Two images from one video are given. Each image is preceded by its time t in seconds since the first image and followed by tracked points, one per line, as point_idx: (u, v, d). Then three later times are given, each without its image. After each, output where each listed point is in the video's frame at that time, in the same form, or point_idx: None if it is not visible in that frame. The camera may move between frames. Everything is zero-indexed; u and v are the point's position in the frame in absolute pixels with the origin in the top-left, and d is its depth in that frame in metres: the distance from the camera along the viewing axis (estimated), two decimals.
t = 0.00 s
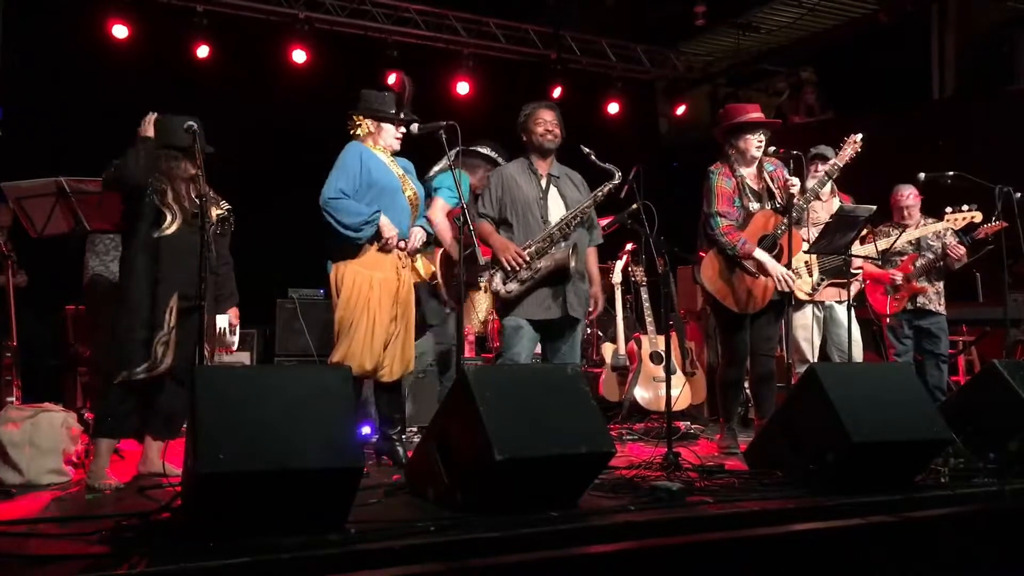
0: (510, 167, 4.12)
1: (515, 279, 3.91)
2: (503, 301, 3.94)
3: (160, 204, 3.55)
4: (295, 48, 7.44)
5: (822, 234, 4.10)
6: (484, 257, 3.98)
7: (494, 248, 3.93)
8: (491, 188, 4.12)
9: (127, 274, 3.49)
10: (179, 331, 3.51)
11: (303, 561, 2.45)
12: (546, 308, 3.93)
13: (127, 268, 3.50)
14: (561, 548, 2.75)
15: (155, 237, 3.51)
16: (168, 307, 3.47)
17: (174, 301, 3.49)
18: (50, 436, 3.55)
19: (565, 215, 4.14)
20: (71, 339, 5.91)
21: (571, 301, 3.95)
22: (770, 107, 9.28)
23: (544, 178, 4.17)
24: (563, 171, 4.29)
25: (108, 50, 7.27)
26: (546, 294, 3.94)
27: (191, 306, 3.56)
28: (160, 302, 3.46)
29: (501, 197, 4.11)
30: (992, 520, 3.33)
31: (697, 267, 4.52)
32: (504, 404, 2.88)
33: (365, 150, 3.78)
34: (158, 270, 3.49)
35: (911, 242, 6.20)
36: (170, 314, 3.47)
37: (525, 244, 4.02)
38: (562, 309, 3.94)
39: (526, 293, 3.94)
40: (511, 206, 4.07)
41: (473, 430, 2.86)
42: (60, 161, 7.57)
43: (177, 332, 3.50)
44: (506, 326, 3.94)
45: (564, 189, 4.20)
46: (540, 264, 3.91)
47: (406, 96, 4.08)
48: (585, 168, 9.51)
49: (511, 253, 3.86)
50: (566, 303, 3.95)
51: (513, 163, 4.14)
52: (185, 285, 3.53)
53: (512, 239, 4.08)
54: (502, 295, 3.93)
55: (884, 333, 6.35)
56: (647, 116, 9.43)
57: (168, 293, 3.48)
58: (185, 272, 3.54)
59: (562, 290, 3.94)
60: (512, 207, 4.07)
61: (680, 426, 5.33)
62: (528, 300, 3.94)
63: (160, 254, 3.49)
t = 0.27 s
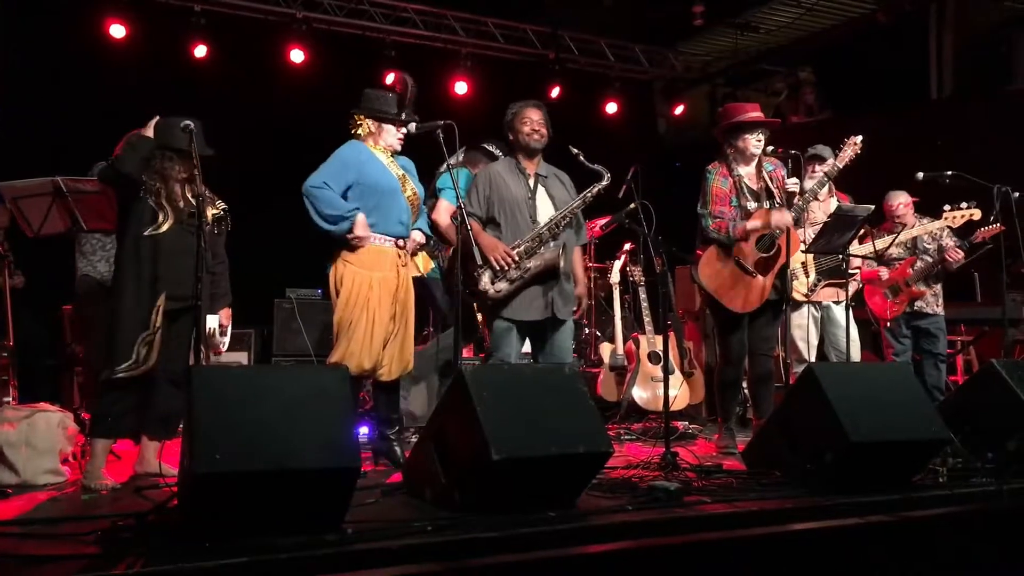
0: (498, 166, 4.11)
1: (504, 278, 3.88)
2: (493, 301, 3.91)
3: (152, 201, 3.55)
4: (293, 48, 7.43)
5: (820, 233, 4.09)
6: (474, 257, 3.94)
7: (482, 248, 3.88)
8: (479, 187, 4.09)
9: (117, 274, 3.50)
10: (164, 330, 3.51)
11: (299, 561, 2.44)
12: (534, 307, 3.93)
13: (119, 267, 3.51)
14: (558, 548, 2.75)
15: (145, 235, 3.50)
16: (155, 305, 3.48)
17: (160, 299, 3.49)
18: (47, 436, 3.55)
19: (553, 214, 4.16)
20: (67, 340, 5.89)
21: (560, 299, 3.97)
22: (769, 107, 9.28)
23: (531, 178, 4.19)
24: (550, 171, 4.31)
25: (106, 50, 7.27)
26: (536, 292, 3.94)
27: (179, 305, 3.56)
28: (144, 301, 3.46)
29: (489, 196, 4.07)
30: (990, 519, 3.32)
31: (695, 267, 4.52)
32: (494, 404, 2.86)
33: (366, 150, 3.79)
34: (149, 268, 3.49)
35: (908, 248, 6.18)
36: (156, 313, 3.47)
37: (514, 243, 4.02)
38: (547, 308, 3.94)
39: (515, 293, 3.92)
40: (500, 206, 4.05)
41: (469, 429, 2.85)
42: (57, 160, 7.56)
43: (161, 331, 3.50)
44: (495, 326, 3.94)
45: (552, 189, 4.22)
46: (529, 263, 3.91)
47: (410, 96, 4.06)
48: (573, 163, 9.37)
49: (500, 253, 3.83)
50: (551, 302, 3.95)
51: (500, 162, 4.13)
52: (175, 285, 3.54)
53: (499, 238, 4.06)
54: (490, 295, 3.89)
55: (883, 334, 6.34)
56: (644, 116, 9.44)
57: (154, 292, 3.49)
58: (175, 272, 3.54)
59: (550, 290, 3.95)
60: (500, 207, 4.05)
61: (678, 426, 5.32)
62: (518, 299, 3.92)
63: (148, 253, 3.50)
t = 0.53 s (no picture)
0: (494, 166, 4.11)
1: (500, 279, 3.88)
2: (489, 302, 3.91)
3: (146, 199, 3.55)
4: (289, 47, 7.41)
5: (815, 233, 4.09)
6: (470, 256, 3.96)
7: (478, 248, 3.91)
8: (476, 187, 4.08)
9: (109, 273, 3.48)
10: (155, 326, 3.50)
11: (293, 562, 2.44)
12: (529, 308, 3.92)
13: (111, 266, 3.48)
14: (553, 548, 2.74)
15: (136, 234, 3.49)
16: (145, 304, 3.46)
17: (150, 297, 3.48)
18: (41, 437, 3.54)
19: (549, 214, 4.16)
20: (62, 341, 5.88)
21: (555, 300, 3.96)
22: (765, 107, 9.29)
23: (528, 178, 4.18)
24: (547, 171, 4.30)
25: (101, 49, 7.24)
26: (530, 292, 3.93)
27: (173, 303, 3.55)
28: (135, 299, 3.44)
29: (485, 197, 4.07)
30: (985, 520, 3.32)
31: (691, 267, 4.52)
32: (489, 404, 2.86)
33: (364, 150, 3.78)
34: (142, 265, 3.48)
35: (901, 251, 6.15)
36: (149, 309, 3.46)
37: (509, 243, 4.02)
38: (543, 309, 3.93)
39: (509, 293, 3.92)
40: (495, 206, 4.05)
41: (465, 430, 2.85)
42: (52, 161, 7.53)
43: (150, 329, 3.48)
44: (492, 327, 3.95)
45: (548, 189, 4.21)
46: (523, 263, 3.91)
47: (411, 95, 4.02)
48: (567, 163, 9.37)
49: (495, 254, 3.85)
50: (546, 303, 3.94)
51: (496, 162, 4.13)
52: (168, 283, 3.53)
53: (496, 238, 4.06)
54: (486, 295, 3.89)
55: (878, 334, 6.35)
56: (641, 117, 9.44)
57: (148, 289, 3.48)
58: (167, 271, 3.53)
59: (546, 290, 3.95)
60: (496, 208, 4.05)
61: (674, 426, 5.33)
62: (513, 299, 3.92)
63: (140, 252, 3.48)
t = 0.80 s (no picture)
0: (497, 166, 4.10)
1: (504, 282, 3.89)
2: (491, 303, 3.92)
3: (139, 198, 3.53)
4: (282, 47, 7.40)
5: (808, 233, 4.10)
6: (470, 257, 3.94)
7: (482, 249, 3.86)
8: (479, 187, 4.09)
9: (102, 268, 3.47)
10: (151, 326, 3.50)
11: (286, 562, 2.43)
12: (533, 309, 3.94)
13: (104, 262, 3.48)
14: (545, 548, 2.74)
15: (129, 233, 3.47)
16: (139, 303, 3.45)
17: (144, 297, 3.47)
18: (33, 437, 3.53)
19: (552, 216, 4.14)
20: (55, 340, 5.87)
21: (558, 301, 3.97)
22: (758, 107, 9.31)
23: (531, 178, 4.17)
24: (551, 170, 4.27)
25: (94, 48, 7.23)
26: (535, 292, 3.95)
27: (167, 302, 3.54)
28: (130, 299, 3.43)
29: (489, 198, 4.07)
30: (978, 519, 3.33)
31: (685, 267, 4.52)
32: (487, 406, 2.86)
33: (357, 156, 3.78)
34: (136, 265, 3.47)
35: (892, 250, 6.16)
36: (144, 309, 3.46)
37: (512, 245, 4.02)
38: (547, 309, 3.95)
39: (514, 295, 3.92)
40: (499, 206, 4.05)
41: (461, 431, 2.84)
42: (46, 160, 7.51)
43: (146, 330, 3.47)
44: (494, 325, 3.93)
45: (552, 189, 4.19)
46: (528, 267, 3.91)
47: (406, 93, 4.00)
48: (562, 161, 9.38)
49: (499, 256, 3.81)
50: (551, 303, 3.95)
51: (499, 163, 4.13)
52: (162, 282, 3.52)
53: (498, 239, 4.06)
54: (490, 298, 3.90)
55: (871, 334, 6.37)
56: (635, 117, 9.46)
57: (142, 289, 3.47)
58: (161, 270, 3.52)
59: (551, 290, 3.96)
60: (499, 208, 4.05)
61: (668, 426, 5.33)
62: (517, 300, 3.93)
63: (135, 250, 3.47)
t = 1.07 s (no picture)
0: (489, 166, 4.11)
1: (495, 281, 3.85)
2: (482, 303, 3.89)
3: (125, 205, 3.50)
4: (272, 46, 7.38)
5: (797, 233, 4.10)
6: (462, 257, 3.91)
7: (474, 250, 3.88)
8: (472, 187, 4.09)
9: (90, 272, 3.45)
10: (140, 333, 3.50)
11: (272, 563, 2.42)
12: (525, 309, 3.93)
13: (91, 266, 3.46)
14: (533, 548, 2.74)
15: (116, 243, 3.45)
16: (129, 312, 3.44)
17: (135, 306, 3.46)
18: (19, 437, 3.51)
19: (544, 214, 4.14)
20: (43, 341, 5.84)
21: (550, 299, 3.99)
22: (748, 108, 9.35)
23: (523, 178, 4.19)
24: (542, 170, 4.28)
25: (82, 47, 7.20)
26: (527, 293, 3.94)
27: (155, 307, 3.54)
28: (120, 307, 3.43)
29: (481, 197, 4.07)
30: (964, 518, 3.35)
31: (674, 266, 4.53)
32: (476, 406, 2.86)
33: (345, 155, 3.76)
34: (122, 273, 3.45)
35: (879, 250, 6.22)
36: (133, 317, 3.45)
37: (505, 245, 4.00)
38: (540, 309, 3.96)
39: (507, 294, 3.90)
40: (491, 205, 4.05)
41: (449, 431, 2.84)
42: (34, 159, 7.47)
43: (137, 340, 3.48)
44: (485, 324, 3.90)
45: (544, 189, 4.20)
46: (520, 268, 3.87)
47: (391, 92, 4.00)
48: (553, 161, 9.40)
49: (491, 257, 3.82)
50: (546, 302, 3.97)
51: (491, 162, 4.14)
52: (149, 288, 3.51)
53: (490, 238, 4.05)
54: (482, 298, 3.86)
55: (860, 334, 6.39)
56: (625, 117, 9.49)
57: (130, 297, 3.45)
58: (152, 278, 3.52)
59: (543, 290, 3.97)
60: (491, 208, 4.05)
61: (657, 426, 5.34)
62: (509, 301, 3.91)
63: (125, 259, 3.46)
